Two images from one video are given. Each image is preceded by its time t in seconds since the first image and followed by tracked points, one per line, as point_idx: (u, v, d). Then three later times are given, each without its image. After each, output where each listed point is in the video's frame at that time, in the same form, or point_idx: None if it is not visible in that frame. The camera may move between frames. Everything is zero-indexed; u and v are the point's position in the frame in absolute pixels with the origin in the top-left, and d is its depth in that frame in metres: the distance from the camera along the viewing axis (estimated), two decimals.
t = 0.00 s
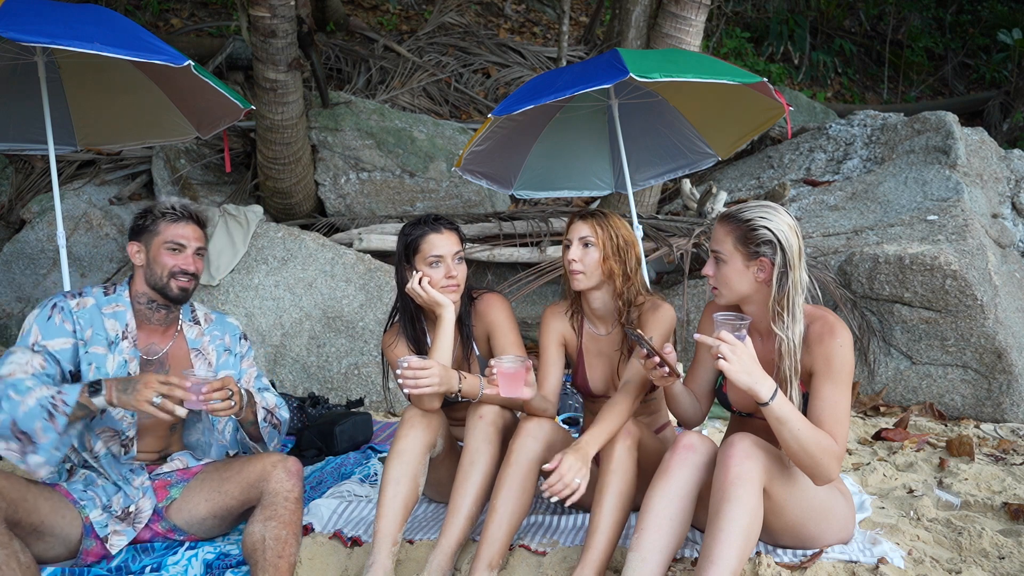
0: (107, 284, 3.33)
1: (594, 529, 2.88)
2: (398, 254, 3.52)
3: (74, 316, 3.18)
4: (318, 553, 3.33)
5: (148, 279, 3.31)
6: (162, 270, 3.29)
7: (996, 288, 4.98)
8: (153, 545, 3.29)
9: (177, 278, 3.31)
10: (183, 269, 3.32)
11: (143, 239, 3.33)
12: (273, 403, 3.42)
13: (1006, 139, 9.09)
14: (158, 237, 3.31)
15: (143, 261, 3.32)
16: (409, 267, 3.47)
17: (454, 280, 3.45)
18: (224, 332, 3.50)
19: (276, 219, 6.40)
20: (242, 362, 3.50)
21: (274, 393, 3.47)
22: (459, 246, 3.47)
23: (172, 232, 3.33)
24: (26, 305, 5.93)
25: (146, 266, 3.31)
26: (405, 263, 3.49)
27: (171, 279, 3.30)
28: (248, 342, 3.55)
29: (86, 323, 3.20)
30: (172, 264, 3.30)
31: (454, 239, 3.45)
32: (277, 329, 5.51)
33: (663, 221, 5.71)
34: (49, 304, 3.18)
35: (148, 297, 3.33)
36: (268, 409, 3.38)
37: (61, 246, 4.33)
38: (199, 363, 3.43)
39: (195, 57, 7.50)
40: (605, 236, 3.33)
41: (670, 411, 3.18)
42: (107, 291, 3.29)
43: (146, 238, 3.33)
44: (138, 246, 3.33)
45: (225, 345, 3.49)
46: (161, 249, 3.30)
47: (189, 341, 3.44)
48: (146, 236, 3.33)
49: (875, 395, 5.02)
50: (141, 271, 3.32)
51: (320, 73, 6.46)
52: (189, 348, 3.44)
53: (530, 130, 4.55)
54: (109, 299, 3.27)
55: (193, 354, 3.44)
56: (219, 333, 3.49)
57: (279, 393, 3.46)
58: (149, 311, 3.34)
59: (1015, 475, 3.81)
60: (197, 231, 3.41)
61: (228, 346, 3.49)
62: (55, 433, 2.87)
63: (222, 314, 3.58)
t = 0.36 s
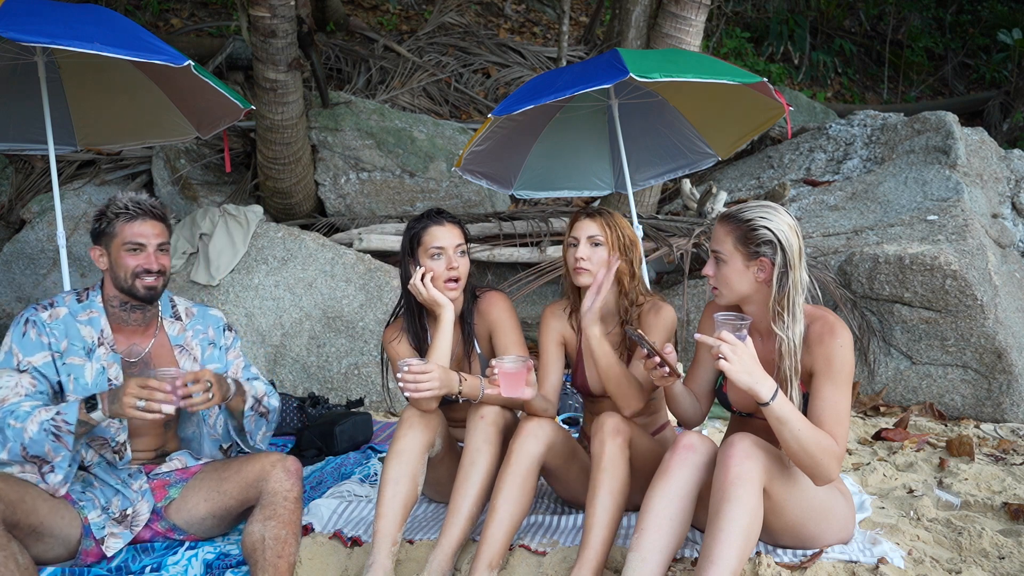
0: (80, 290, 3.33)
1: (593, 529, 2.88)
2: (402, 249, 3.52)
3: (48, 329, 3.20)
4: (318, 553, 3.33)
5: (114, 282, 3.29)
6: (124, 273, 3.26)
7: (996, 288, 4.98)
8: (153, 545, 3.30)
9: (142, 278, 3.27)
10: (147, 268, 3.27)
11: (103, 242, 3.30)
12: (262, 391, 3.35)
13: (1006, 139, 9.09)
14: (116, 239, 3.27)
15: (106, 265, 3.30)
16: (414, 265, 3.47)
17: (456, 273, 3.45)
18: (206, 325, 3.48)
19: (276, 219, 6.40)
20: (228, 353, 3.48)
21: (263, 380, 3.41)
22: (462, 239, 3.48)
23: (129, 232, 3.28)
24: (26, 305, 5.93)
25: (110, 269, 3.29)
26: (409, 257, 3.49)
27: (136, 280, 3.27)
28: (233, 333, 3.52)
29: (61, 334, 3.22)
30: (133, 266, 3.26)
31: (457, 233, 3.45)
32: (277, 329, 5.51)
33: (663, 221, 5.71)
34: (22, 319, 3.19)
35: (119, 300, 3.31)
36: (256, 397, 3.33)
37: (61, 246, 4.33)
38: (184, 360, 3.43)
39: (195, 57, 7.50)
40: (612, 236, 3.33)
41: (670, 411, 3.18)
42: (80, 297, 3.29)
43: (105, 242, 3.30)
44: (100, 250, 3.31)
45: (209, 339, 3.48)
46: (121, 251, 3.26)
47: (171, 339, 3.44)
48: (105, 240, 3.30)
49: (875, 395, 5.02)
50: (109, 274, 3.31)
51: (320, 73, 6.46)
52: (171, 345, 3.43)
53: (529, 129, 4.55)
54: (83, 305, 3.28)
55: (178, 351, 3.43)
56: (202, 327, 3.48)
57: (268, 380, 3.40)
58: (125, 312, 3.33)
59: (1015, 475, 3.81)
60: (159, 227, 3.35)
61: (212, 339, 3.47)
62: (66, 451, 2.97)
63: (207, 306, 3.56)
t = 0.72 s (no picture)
0: (71, 292, 3.35)
1: (593, 530, 2.88)
2: (407, 245, 3.52)
3: (32, 326, 3.21)
4: (319, 553, 3.33)
5: (101, 282, 3.27)
6: (110, 273, 3.24)
7: (996, 288, 4.98)
8: (153, 544, 3.31)
9: (128, 278, 3.25)
10: (133, 267, 3.26)
11: (89, 242, 3.29)
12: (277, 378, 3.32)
13: (1006, 139, 9.09)
14: (100, 239, 3.26)
15: (92, 263, 3.28)
16: (419, 261, 3.48)
17: (464, 267, 3.44)
18: (199, 321, 3.47)
19: (276, 219, 6.40)
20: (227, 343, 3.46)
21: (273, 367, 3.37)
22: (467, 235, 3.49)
23: (113, 232, 3.26)
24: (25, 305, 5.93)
25: (96, 269, 3.27)
26: (414, 254, 3.50)
27: (121, 280, 3.25)
28: (228, 324, 3.51)
29: (47, 334, 3.23)
30: (119, 265, 3.24)
31: (462, 228, 3.47)
32: (277, 329, 5.52)
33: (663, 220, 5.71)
34: (9, 316, 3.22)
35: (108, 301, 3.29)
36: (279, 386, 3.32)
37: (61, 246, 4.33)
38: (180, 358, 3.41)
39: (195, 57, 7.49)
40: (617, 236, 3.35)
41: (670, 410, 3.18)
42: (71, 298, 3.32)
43: (91, 242, 3.28)
44: (87, 250, 3.30)
45: (204, 334, 3.47)
46: (106, 251, 3.25)
47: (164, 337, 3.42)
48: (91, 241, 3.28)
49: (875, 395, 5.02)
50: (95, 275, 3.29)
51: (319, 73, 6.46)
52: (165, 344, 3.41)
53: (530, 129, 4.55)
54: (73, 307, 3.30)
55: (172, 350, 3.41)
56: (195, 323, 3.47)
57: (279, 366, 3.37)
58: (112, 313, 3.31)
59: (1015, 475, 3.81)
60: (147, 227, 3.33)
61: (207, 335, 3.46)
62: (17, 437, 2.99)
63: (199, 303, 3.55)
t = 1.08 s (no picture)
0: (67, 295, 3.32)
1: (593, 529, 2.88)
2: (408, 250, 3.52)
3: (33, 333, 3.17)
4: (318, 553, 3.33)
5: (111, 284, 3.26)
6: (129, 274, 3.25)
7: (996, 288, 4.98)
8: (153, 545, 3.31)
9: (146, 278, 3.28)
10: (150, 267, 3.29)
11: (98, 244, 3.27)
12: (282, 375, 3.50)
13: (1006, 139, 9.09)
14: (115, 242, 3.25)
15: (102, 268, 3.25)
16: (417, 264, 3.48)
17: (465, 271, 3.45)
18: (200, 319, 3.48)
19: (276, 219, 6.41)
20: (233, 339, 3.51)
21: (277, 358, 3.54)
22: (470, 239, 3.48)
23: (128, 234, 3.27)
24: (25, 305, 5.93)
25: (107, 271, 3.25)
26: (416, 257, 3.49)
27: (140, 280, 3.27)
28: (229, 319, 3.52)
29: (46, 340, 3.20)
30: (137, 266, 3.26)
31: (465, 231, 3.46)
32: (277, 329, 5.52)
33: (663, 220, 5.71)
34: (6, 321, 3.16)
35: (113, 302, 3.29)
36: (280, 386, 3.48)
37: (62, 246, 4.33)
38: (182, 356, 3.41)
39: (195, 57, 7.50)
40: (597, 234, 3.34)
41: (670, 410, 3.19)
42: (68, 303, 3.29)
43: (102, 243, 3.26)
44: (93, 252, 3.27)
45: (204, 332, 3.47)
46: (123, 253, 3.25)
47: (165, 336, 3.42)
48: (101, 241, 3.26)
49: (875, 395, 5.02)
50: (104, 277, 3.27)
51: (320, 73, 6.46)
52: (167, 343, 3.41)
53: (530, 129, 4.55)
54: (71, 312, 3.27)
55: (174, 349, 3.41)
56: (196, 321, 3.47)
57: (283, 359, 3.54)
58: (115, 316, 3.31)
59: (1015, 475, 3.81)
60: (151, 225, 3.36)
61: (207, 333, 3.47)
62: (4, 449, 2.97)
63: (196, 300, 3.54)
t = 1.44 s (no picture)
0: (56, 302, 3.25)
1: (593, 530, 2.88)
2: (405, 252, 3.52)
3: (28, 343, 3.10)
4: (318, 553, 3.33)
5: (108, 292, 3.22)
6: (128, 280, 3.22)
7: (996, 288, 4.98)
8: (153, 545, 3.32)
9: (145, 280, 3.26)
10: (147, 271, 3.26)
11: (89, 256, 3.20)
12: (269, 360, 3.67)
13: (1006, 139, 9.09)
14: (108, 252, 3.19)
15: (98, 280, 3.20)
16: (416, 265, 3.48)
17: (464, 273, 3.45)
18: (194, 308, 3.49)
19: (276, 219, 6.40)
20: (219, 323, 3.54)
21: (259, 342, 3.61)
22: (468, 240, 3.48)
23: (120, 241, 3.22)
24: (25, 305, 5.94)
25: (104, 282, 3.20)
26: (413, 259, 3.49)
27: (139, 284, 3.24)
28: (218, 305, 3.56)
29: (41, 350, 3.13)
30: (134, 271, 3.22)
31: (462, 233, 3.45)
32: (277, 329, 5.52)
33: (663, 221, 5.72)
34: None
35: (109, 308, 3.25)
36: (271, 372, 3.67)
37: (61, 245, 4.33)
38: (183, 348, 3.42)
39: (195, 57, 7.49)
40: (598, 235, 3.31)
41: (673, 410, 3.19)
42: (59, 310, 3.22)
43: (93, 256, 3.19)
44: (85, 266, 3.20)
45: (198, 321, 3.50)
46: (118, 261, 3.20)
47: (164, 330, 3.41)
48: (92, 254, 3.19)
49: (875, 395, 5.02)
50: (100, 287, 3.22)
51: (320, 73, 6.46)
52: (167, 337, 3.41)
53: (529, 130, 4.55)
54: (63, 320, 3.20)
55: (174, 342, 3.41)
56: (190, 311, 3.48)
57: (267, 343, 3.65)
58: (112, 319, 3.28)
59: (1015, 475, 3.81)
60: (134, 228, 3.30)
61: (200, 322, 3.50)
62: (7, 465, 2.88)
63: (183, 291, 3.54)
